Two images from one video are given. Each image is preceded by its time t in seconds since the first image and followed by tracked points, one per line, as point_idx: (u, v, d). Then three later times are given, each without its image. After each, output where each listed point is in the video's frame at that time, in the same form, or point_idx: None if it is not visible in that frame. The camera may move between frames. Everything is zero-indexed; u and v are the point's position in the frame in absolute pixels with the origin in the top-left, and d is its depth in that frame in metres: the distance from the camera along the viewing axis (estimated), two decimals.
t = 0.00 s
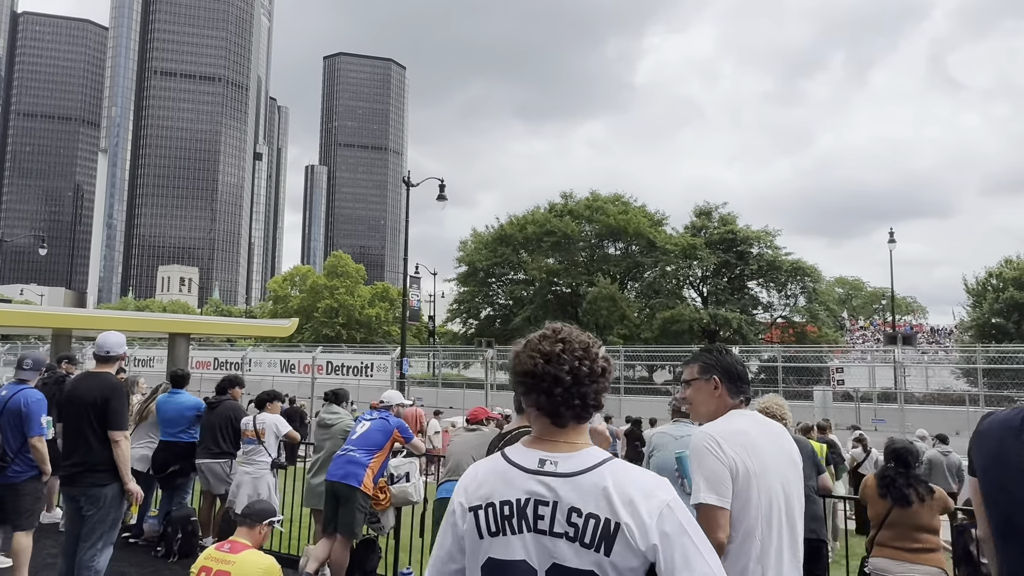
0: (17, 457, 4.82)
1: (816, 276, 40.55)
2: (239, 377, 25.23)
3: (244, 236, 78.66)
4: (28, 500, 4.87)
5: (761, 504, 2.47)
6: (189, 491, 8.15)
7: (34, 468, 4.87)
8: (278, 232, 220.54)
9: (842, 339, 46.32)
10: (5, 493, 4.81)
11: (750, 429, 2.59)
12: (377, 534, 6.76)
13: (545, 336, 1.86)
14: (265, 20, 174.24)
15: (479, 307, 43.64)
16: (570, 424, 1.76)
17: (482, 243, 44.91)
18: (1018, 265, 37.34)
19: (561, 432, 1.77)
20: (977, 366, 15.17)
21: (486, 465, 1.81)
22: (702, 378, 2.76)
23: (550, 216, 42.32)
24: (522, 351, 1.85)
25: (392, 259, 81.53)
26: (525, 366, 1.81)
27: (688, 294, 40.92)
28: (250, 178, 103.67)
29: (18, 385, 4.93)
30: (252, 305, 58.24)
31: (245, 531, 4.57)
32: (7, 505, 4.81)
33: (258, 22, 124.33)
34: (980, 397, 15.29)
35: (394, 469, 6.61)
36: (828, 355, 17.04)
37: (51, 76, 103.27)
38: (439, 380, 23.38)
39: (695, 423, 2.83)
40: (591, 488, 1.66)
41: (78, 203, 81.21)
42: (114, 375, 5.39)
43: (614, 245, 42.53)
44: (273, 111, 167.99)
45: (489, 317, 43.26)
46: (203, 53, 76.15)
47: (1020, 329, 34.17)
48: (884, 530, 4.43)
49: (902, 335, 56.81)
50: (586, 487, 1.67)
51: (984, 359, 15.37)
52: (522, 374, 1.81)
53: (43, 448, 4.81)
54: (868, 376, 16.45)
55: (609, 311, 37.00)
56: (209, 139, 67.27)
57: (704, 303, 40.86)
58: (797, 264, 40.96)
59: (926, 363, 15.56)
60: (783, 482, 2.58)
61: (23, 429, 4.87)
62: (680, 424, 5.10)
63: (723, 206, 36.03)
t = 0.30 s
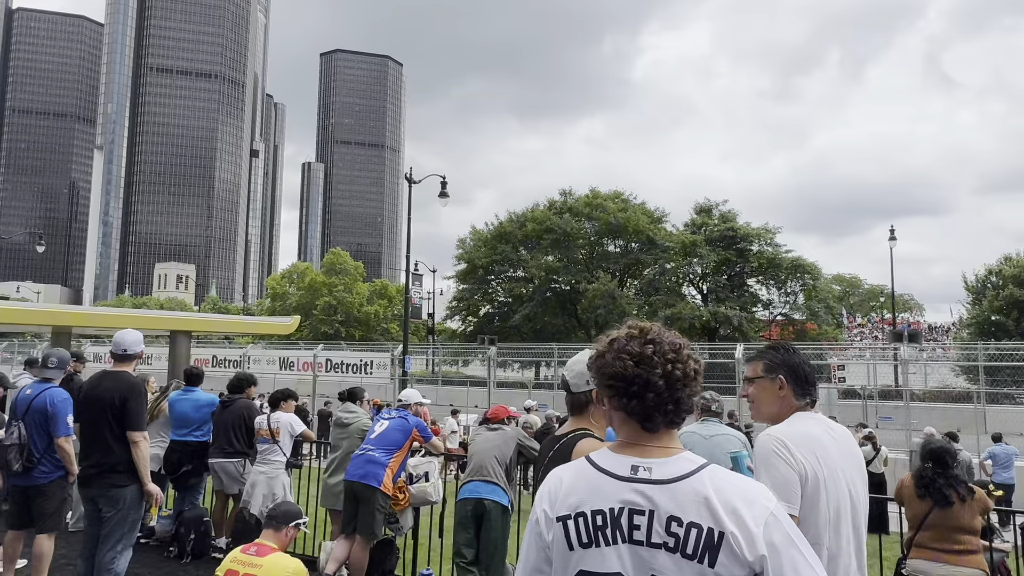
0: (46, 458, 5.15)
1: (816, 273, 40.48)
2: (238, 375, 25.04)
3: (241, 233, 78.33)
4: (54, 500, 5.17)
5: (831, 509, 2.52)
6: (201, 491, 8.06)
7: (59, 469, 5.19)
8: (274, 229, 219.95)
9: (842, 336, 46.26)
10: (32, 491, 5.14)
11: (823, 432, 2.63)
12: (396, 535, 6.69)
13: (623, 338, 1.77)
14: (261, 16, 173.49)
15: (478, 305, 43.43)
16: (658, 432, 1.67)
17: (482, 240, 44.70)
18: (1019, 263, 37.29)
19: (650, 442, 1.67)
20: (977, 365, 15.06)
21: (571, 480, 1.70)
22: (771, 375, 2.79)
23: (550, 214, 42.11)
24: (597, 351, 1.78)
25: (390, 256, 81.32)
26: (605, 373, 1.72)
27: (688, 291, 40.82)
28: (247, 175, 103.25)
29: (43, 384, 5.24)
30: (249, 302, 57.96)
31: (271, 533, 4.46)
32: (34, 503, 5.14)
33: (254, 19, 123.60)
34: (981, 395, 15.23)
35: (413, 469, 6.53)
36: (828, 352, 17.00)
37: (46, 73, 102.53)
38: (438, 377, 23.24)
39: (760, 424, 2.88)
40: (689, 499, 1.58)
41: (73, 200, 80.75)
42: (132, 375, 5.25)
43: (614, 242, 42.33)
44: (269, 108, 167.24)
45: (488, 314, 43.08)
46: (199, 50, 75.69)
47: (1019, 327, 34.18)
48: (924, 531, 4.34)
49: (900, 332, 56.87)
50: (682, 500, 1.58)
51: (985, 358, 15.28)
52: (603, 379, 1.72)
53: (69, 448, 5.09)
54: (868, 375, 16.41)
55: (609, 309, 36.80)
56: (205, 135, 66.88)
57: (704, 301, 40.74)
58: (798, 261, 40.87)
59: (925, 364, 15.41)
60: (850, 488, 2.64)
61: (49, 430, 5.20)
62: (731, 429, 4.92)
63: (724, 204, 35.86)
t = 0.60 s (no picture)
0: (62, 463, 5.09)
1: (817, 272, 40.43)
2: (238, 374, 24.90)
3: (238, 231, 78.10)
4: (68, 507, 5.12)
5: (888, 523, 2.41)
6: (210, 494, 7.93)
7: (75, 475, 5.11)
8: (272, 229, 219.69)
9: (842, 336, 46.15)
10: (47, 498, 5.08)
11: (878, 441, 2.52)
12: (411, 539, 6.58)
13: (704, 341, 1.68)
14: (258, 15, 173.10)
15: (478, 305, 43.30)
16: (747, 443, 1.57)
17: (481, 239, 44.66)
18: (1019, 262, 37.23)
19: (738, 455, 1.57)
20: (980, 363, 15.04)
21: (652, 499, 1.58)
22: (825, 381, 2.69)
23: (550, 213, 42.03)
24: (675, 356, 1.70)
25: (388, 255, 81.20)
26: (688, 381, 1.63)
27: (689, 291, 40.74)
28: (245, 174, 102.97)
29: (60, 387, 5.22)
30: (247, 302, 57.76)
31: (292, 540, 4.36)
32: (48, 510, 5.09)
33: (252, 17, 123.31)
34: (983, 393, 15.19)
35: (429, 471, 6.44)
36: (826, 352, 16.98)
37: (43, 71, 102.11)
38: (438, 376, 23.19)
39: (813, 430, 2.78)
40: (784, 517, 1.47)
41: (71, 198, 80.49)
42: (146, 377, 5.12)
43: (613, 241, 42.23)
44: (267, 107, 167.00)
45: (488, 313, 42.97)
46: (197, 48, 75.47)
47: (1019, 326, 34.16)
48: (959, 537, 4.25)
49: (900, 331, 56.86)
50: (776, 519, 1.47)
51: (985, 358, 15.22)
52: (685, 389, 1.64)
53: (85, 454, 5.05)
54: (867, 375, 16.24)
55: (609, 308, 36.68)
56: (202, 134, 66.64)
57: (704, 300, 40.66)
58: (798, 261, 40.80)
59: (925, 361, 15.39)
60: (912, 497, 2.50)
61: (66, 433, 5.14)
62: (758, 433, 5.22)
63: (724, 203, 35.76)
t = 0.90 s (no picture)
0: (64, 464, 4.92)
1: (818, 271, 40.18)
2: (237, 374, 24.72)
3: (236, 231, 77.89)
4: (71, 509, 4.96)
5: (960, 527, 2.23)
6: (214, 495, 7.76)
7: (78, 476, 4.95)
8: (270, 228, 219.26)
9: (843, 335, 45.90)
10: (49, 499, 4.91)
11: (945, 441, 2.36)
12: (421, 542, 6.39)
13: (788, 334, 1.55)
14: (257, 14, 172.74)
15: (478, 304, 43.05)
16: (839, 447, 1.43)
17: (481, 239, 44.45)
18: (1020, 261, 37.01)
19: (832, 457, 1.42)
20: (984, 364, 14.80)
21: (736, 508, 1.42)
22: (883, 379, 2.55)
23: (549, 212, 41.82)
24: (759, 350, 1.56)
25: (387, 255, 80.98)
26: (776, 376, 1.50)
27: (689, 290, 40.48)
28: (243, 174, 102.73)
29: (62, 386, 5.02)
30: (245, 301, 57.50)
31: (307, 545, 4.19)
32: (49, 513, 4.91)
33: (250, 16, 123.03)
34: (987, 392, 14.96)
35: (441, 473, 6.28)
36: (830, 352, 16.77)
37: (42, 71, 101.79)
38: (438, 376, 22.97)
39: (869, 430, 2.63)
40: (892, 527, 1.32)
41: (68, 198, 80.17)
42: (153, 376, 4.95)
43: (613, 241, 42.03)
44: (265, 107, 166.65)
45: (488, 314, 42.75)
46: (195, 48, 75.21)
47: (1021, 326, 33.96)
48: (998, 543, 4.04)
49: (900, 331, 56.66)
50: (884, 529, 1.32)
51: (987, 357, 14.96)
52: (773, 384, 1.50)
53: (89, 455, 4.87)
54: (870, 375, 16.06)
55: (610, 308, 36.48)
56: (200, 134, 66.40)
57: (704, 299, 40.40)
58: (799, 260, 40.52)
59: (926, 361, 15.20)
60: (980, 501, 2.34)
61: (69, 435, 4.97)
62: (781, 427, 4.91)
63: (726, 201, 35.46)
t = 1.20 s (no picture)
0: (65, 469, 4.73)
1: (818, 272, 39.96)
2: (235, 374, 24.52)
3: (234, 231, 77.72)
4: (71, 515, 4.76)
5: None
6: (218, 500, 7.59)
7: (79, 482, 4.77)
8: (267, 228, 218.88)
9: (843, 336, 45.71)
10: (49, 506, 4.73)
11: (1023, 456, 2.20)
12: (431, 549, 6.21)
13: (898, 341, 1.40)
14: (255, 14, 172.35)
15: (477, 305, 42.80)
16: (967, 465, 1.26)
17: (480, 239, 44.25)
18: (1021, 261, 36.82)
19: (948, 473, 1.27)
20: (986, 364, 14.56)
21: (839, 530, 1.25)
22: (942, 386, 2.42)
23: (549, 212, 41.62)
24: (865, 358, 1.41)
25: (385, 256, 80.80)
26: (892, 386, 1.33)
27: (689, 290, 40.23)
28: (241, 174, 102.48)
29: (64, 389, 4.84)
30: (242, 301, 57.24)
31: (320, 555, 4.03)
32: (48, 519, 4.73)
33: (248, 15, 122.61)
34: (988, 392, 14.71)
35: (454, 477, 6.10)
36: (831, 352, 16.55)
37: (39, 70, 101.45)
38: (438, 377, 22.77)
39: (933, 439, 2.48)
40: None
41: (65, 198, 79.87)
42: (158, 379, 4.77)
43: (613, 241, 41.79)
44: (263, 106, 166.29)
45: (487, 314, 42.51)
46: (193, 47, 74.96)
47: (1022, 327, 33.81)
48: None
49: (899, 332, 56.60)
50: None
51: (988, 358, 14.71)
52: (890, 394, 1.33)
53: (90, 460, 4.70)
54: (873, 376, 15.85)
55: (609, 309, 36.28)
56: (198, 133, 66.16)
57: (705, 299, 40.18)
58: (799, 260, 40.27)
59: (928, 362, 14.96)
60: None
61: (70, 438, 4.78)
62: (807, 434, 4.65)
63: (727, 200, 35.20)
